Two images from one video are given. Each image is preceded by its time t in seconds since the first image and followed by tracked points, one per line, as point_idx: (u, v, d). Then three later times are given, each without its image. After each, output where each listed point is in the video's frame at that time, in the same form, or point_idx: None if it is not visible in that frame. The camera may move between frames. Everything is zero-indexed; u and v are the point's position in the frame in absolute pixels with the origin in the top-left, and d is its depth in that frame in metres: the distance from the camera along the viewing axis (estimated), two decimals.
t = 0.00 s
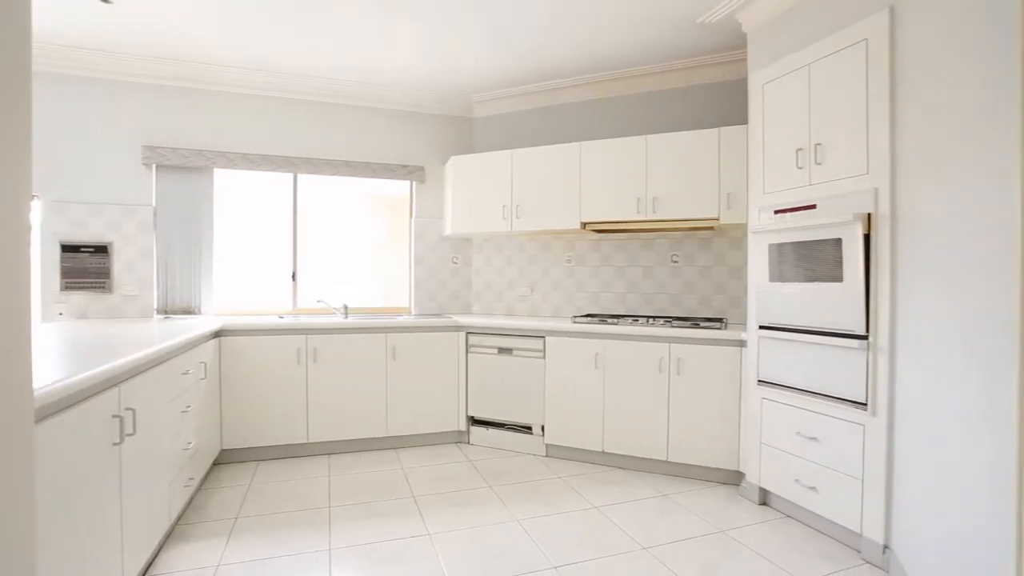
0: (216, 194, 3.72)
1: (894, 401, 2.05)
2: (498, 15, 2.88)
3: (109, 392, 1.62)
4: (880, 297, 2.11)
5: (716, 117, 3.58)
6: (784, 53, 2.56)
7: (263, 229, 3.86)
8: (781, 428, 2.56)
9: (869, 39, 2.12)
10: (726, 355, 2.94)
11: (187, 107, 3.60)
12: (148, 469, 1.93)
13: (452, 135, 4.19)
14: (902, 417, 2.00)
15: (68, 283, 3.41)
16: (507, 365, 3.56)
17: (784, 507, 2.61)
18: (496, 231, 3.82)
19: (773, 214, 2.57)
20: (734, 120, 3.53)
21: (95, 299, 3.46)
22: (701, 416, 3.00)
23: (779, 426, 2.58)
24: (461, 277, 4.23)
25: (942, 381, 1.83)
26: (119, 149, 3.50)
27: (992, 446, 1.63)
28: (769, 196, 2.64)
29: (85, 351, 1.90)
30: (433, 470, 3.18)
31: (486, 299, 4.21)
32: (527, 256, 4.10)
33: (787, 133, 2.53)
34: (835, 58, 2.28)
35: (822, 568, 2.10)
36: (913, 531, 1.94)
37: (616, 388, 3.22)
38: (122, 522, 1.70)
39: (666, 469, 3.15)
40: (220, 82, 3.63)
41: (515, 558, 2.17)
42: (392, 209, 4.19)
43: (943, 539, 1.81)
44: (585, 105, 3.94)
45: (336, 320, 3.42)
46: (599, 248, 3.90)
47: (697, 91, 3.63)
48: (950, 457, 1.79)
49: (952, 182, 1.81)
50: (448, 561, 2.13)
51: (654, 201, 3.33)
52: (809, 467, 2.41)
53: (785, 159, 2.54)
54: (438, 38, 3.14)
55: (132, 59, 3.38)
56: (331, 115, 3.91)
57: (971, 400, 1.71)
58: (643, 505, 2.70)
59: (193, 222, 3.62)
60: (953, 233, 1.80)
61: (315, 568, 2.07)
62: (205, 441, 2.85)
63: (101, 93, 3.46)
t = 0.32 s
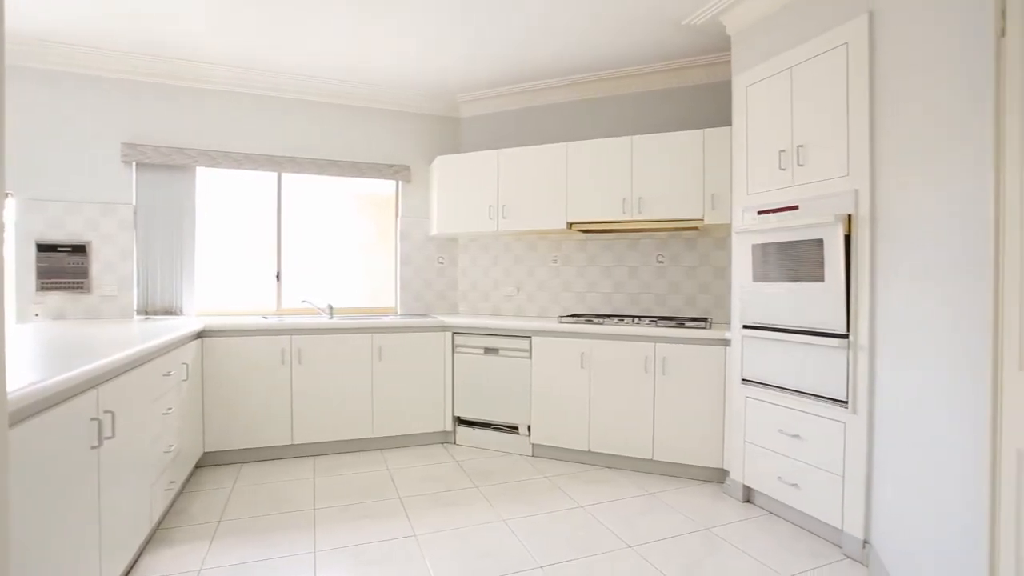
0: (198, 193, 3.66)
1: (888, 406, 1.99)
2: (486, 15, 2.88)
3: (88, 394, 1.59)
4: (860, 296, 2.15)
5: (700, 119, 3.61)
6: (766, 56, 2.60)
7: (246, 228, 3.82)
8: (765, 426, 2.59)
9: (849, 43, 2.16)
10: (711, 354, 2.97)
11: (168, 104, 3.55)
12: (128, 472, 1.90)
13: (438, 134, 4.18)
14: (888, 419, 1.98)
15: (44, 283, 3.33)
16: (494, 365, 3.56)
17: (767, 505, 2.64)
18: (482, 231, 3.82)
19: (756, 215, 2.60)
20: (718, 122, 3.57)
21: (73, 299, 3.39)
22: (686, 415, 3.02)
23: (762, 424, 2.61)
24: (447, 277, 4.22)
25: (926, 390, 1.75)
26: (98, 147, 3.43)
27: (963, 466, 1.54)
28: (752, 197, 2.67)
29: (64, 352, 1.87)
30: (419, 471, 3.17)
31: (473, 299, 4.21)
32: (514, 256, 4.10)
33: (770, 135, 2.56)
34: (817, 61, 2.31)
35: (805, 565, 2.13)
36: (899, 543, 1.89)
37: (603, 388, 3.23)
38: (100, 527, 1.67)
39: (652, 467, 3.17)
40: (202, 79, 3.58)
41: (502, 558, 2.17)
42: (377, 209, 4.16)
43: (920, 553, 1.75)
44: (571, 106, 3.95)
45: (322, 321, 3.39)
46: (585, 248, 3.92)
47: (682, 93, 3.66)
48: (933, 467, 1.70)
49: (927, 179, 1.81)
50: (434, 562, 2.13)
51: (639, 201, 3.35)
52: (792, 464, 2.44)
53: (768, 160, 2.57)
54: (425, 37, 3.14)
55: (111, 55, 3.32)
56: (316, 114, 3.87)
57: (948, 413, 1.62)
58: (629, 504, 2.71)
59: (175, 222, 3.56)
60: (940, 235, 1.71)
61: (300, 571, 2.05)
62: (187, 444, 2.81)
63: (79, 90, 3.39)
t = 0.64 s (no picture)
0: (180, 192, 3.61)
1: (873, 408, 2.00)
2: (471, 15, 2.89)
3: (65, 397, 1.56)
4: (841, 296, 2.18)
5: (685, 120, 3.64)
6: (750, 58, 2.63)
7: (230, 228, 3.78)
8: (748, 425, 2.62)
9: (832, 47, 2.20)
10: (696, 353, 2.99)
11: (148, 101, 3.49)
12: (107, 477, 1.86)
13: (424, 134, 4.16)
14: (869, 418, 2.02)
15: (19, 283, 3.25)
16: (480, 366, 3.55)
17: (751, 502, 2.67)
18: (469, 231, 3.81)
19: (740, 215, 2.63)
20: (702, 124, 3.60)
21: (50, 299, 3.31)
22: (671, 414, 3.05)
23: (746, 423, 2.64)
24: (433, 277, 4.21)
25: (922, 398, 1.66)
26: (76, 144, 3.36)
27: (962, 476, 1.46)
28: (737, 198, 2.70)
29: (39, 355, 1.82)
30: (405, 472, 3.15)
31: (459, 299, 4.20)
32: (500, 256, 4.10)
33: (754, 136, 2.59)
34: (800, 64, 2.35)
35: (787, 561, 2.16)
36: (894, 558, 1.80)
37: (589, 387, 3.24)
38: (78, 533, 1.63)
39: (638, 466, 3.19)
40: (183, 76, 3.52)
41: (489, 559, 2.16)
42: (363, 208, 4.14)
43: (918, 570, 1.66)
44: (558, 106, 3.96)
45: (307, 321, 3.36)
46: (572, 248, 3.93)
47: (667, 94, 3.68)
48: (917, 465, 1.70)
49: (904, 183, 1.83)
50: (420, 563, 2.12)
51: (625, 202, 3.37)
52: (775, 461, 2.48)
53: (752, 161, 2.60)
54: (410, 36, 3.13)
55: (89, 50, 3.26)
56: (300, 112, 3.84)
57: (947, 421, 1.53)
58: (614, 503, 2.72)
59: (156, 221, 3.50)
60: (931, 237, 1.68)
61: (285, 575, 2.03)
62: (169, 446, 2.77)
63: (56, 86, 3.32)
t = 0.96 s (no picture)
0: (162, 191, 3.55)
1: (854, 406, 2.03)
2: (458, 15, 2.89)
3: (43, 400, 1.53)
4: (824, 296, 2.22)
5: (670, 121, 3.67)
6: (735, 60, 2.66)
7: (214, 227, 3.73)
8: (733, 423, 2.65)
9: (812, 50, 2.24)
10: (682, 352, 3.02)
11: (129, 98, 3.43)
12: (86, 481, 1.83)
13: (411, 133, 4.15)
14: (851, 416, 2.05)
15: None
16: (467, 366, 3.55)
17: (736, 500, 2.70)
18: (456, 231, 3.80)
19: (725, 215, 2.65)
20: (688, 125, 3.63)
21: (27, 300, 3.24)
22: (658, 413, 3.07)
23: (731, 421, 2.67)
24: (420, 277, 4.19)
25: (918, 400, 1.61)
26: (54, 141, 3.30)
27: (944, 477, 1.46)
28: (722, 199, 2.72)
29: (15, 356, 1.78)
30: (392, 473, 3.13)
31: (446, 299, 4.19)
32: (487, 256, 4.10)
33: (738, 137, 2.62)
34: (780, 67, 2.39)
35: (771, 557, 2.18)
36: (879, 558, 1.80)
37: (576, 387, 3.25)
38: (56, 539, 1.60)
39: (625, 465, 3.20)
40: (165, 73, 3.47)
41: (476, 559, 2.16)
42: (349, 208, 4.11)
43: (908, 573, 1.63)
44: (545, 106, 3.97)
45: (293, 322, 3.33)
46: (559, 248, 3.94)
47: (653, 95, 3.71)
48: (897, 462, 1.73)
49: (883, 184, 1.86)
50: (407, 564, 2.11)
51: (612, 202, 3.39)
52: (759, 459, 2.51)
53: (737, 162, 2.63)
54: (397, 36, 3.12)
55: (67, 45, 3.19)
56: (285, 110, 3.80)
57: (944, 425, 1.47)
58: (601, 502, 2.74)
59: (138, 220, 3.44)
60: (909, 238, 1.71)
61: None
62: (150, 449, 2.72)
63: (33, 81, 3.25)
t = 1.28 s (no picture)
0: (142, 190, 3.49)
1: (836, 405, 2.06)
2: (445, 14, 2.88)
3: (18, 403, 1.48)
4: (807, 296, 2.25)
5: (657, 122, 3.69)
6: (719, 62, 2.68)
7: (196, 227, 3.67)
8: (718, 422, 2.68)
9: (796, 54, 2.27)
10: (668, 352, 3.04)
11: (107, 94, 3.36)
12: (63, 486, 1.79)
13: (397, 132, 4.12)
14: (833, 414, 2.08)
15: None
16: (454, 366, 3.54)
17: (721, 497, 2.72)
18: (442, 231, 3.79)
19: (710, 216, 2.67)
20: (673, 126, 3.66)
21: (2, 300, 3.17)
22: (644, 412, 3.09)
23: (716, 420, 2.69)
24: (406, 277, 4.17)
25: (909, 402, 1.59)
26: (29, 138, 3.22)
27: (923, 474, 1.50)
28: (707, 199, 2.75)
29: None
30: (379, 474, 3.11)
31: (433, 299, 4.17)
32: (474, 256, 4.09)
33: (723, 139, 2.64)
34: (763, 69, 2.42)
35: (755, 554, 2.21)
36: (860, 553, 1.83)
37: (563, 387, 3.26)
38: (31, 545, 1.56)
39: (611, 465, 3.22)
40: (145, 70, 3.41)
41: (462, 559, 2.16)
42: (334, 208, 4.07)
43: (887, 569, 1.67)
44: (531, 106, 3.97)
45: (278, 323, 3.30)
46: (546, 248, 3.94)
47: (639, 96, 3.73)
48: (877, 459, 1.76)
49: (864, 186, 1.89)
50: (393, 565, 2.10)
51: (598, 202, 3.40)
52: (744, 457, 2.53)
53: (722, 163, 2.66)
54: (383, 34, 3.10)
55: (43, 40, 3.12)
56: (269, 108, 3.76)
57: (923, 424, 1.50)
58: (587, 501, 2.75)
59: (118, 219, 3.38)
60: (888, 240, 1.74)
61: None
62: (131, 451, 2.68)
63: (8, 77, 3.17)
